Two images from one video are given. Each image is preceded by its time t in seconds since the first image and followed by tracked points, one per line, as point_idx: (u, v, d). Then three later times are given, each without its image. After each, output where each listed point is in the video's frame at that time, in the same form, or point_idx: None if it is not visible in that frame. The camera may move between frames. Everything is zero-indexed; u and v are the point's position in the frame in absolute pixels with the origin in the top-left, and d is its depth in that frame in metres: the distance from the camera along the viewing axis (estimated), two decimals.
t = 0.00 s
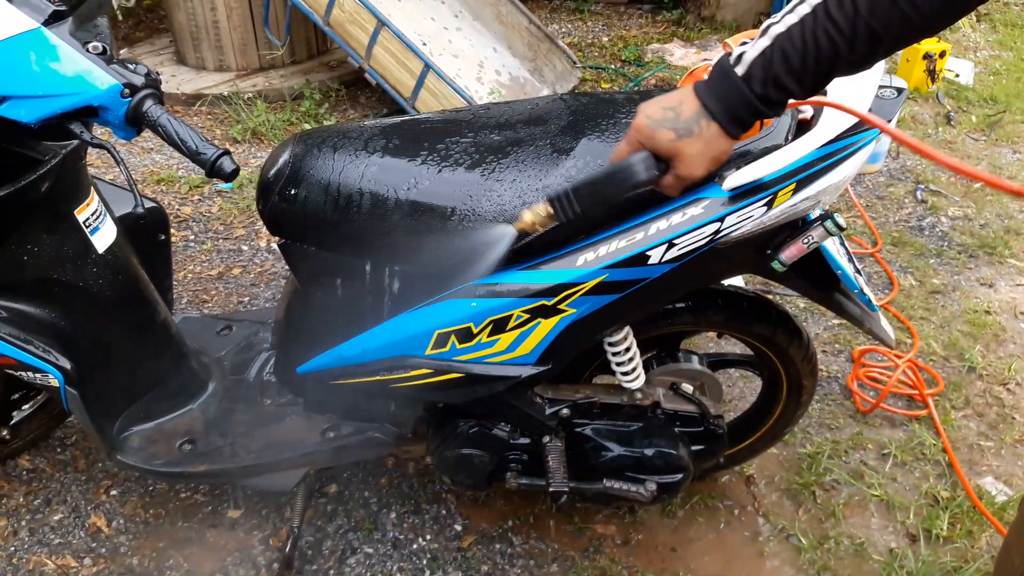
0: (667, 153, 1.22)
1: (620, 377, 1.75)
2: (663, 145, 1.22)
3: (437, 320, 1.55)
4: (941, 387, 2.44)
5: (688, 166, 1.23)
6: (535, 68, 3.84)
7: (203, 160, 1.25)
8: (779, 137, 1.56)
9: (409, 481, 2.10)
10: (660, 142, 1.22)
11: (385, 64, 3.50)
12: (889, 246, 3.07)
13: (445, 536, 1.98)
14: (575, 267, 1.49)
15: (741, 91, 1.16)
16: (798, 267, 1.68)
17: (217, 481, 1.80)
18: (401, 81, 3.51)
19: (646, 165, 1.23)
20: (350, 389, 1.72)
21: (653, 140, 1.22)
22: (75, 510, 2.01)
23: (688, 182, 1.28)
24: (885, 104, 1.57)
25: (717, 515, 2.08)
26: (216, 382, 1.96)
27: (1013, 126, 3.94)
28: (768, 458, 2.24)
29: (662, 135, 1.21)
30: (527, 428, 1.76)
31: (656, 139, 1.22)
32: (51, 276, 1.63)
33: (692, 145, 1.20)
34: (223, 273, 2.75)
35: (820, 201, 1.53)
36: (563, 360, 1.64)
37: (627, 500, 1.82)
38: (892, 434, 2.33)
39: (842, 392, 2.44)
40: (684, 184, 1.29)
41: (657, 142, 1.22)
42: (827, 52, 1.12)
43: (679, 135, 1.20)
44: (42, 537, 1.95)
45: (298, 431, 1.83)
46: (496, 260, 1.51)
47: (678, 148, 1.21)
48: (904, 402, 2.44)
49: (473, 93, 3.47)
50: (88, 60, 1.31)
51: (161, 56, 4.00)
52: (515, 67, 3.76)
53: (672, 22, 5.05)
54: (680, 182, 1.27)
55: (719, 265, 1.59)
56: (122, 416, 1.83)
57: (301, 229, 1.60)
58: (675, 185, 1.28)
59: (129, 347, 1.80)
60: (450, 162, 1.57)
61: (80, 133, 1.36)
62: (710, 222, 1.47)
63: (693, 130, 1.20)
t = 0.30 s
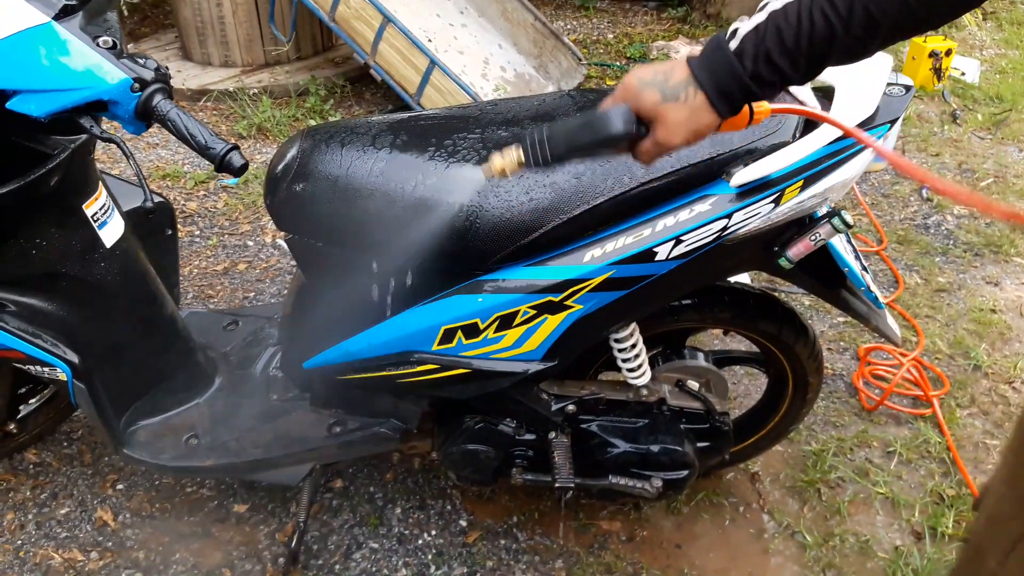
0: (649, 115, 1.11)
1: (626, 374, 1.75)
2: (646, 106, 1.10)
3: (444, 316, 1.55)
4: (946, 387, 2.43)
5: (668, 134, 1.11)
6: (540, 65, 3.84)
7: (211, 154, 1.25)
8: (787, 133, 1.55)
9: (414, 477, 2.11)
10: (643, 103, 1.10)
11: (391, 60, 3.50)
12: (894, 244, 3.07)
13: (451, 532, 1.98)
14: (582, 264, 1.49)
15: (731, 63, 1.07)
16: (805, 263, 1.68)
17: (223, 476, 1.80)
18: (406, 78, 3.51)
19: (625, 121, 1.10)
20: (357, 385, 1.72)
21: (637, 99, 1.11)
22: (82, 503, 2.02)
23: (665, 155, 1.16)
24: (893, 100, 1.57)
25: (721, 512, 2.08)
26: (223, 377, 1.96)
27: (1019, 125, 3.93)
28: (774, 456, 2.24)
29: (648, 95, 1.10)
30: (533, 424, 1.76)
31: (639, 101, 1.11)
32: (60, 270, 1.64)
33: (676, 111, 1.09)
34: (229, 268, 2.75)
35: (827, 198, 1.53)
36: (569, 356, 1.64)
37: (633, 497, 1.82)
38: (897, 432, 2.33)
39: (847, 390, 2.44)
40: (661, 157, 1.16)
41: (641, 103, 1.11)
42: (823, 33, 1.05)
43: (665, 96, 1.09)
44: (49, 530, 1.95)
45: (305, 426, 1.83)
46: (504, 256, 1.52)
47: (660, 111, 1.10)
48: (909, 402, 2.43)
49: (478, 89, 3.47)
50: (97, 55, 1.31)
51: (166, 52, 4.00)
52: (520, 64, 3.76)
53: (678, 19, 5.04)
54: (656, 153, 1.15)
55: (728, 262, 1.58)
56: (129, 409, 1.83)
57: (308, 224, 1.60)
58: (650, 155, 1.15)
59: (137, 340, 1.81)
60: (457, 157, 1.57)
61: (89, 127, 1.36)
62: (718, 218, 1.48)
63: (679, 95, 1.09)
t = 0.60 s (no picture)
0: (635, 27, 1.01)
1: (637, 369, 1.75)
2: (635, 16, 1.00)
3: (455, 311, 1.56)
4: (956, 383, 2.42)
5: (652, 50, 1.01)
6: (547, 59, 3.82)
7: (225, 149, 1.25)
8: (800, 126, 1.53)
9: (424, 471, 2.11)
10: (632, 12, 1.00)
11: (398, 56, 3.50)
12: (903, 239, 3.05)
13: (461, 526, 1.99)
14: (593, 258, 1.50)
15: None
16: (816, 258, 1.68)
17: (235, 470, 1.80)
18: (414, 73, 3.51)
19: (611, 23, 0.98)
20: (368, 379, 1.73)
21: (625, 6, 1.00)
22: (94, 498, 2.03)
23: (643, 79, 1.04)
24: (906, 95, 1.55)
25: (732, 507, 2.08)
26: (234, 372, 1.97)
27: None
28: (784, 451, 2.23)
29: (637, 5, 1.00)
30: (544, 419, 1.76)
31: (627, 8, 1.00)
32: (72, 265, 1.65)
33: (666, 26, 1.00)
34: (238, 264, 2.76)
35: (839, 192, 1.52)
36: (580, 351, 1.64)
37: (643, 492, 1.81)
38: (907, 427, 2.32)
39: (857, 385, 2.44)
40: (638, 82, 1.04)
41: (629, 10, 1.00)
42: None
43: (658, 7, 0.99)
44: (61, 524, 1.96)
45: (315, 421, 1.83)
46: (515, 251, 1.51)
47: (649, 23, 1.00)
48: (919, 398, 2.42)
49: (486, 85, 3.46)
50: (111, 50, 1.32)
51: (174, 49, 4.01)
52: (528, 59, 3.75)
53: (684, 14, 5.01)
54: (635, 73, 1.03)
55: (740, 257, 1.58)
56: (141, 404, 1.84)
57: (320, 220, 1.60)
58: (628, 75, 1.03)
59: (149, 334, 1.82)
60: (468, 153, 1.55)
61: (102, 122, 1.38)
62: (730, 213, 1.48)
63: (672, 11, 1.00)
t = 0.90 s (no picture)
0: None
1: (655, 370, 1.75)
2: None
3: (475, 311, 1.56)
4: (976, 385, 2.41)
5: None
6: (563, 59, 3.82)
7: (250, 150, 1.26)
8: (821, 128, 1.52)
9: (441, 470, 2.12)
10: None
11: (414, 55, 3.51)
12: (922, 240, 3.03)
13: (478, 526, 1.99)
14: (613, 259, 1.50)
15: None
16: (837, 260, 1.67)
17: (254, 467, 1.82)
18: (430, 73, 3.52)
19: None
20: (388, 378, 1.73)
21: None
22: (114, 494, 2.04)
23: (617, 56, 1.27)
24: (928, 95, 1.54)
25: (750, 509, 2.07)
26: (253, 370, 1.98)
27: None
28: (802, 453, 2.23)
29: None
30: (562, 419, 1.76)
31: None
32: (95, 261, 1.67)
33: None
34: (256, 262, 2.77)
35: (860, 194, 1.52)
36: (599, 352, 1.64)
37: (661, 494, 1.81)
38: (926, 430, 2.31)
39: (875, 387, 2.43)
40: (614, 59, 1.27)
41: None
42: None
43: None
44: (82, 520, 1.98)
45: (334, 419, 1.84)
46: (535, 251, 1.51)
47: None
48: (939, 400, 2.40)
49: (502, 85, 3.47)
50: (137, 50, 1.34)
51: (191, 48, 4.04)
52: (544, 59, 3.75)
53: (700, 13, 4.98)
54: (608, 51, 1.26)
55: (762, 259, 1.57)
56: (162, 402, 1.86)
57: (341, 221, 1.60)
58: (602, 54, 1.27)
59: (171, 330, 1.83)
60: (488, 153, 1.56)
61: (127, 122, 1.39)
62: (751, 214, 1.48)
63: None
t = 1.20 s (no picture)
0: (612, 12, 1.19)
1: (688, 377, 1.75)
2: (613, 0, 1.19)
3: (509, 314, 1.58)
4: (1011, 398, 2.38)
5: (627, 38, 1.18)
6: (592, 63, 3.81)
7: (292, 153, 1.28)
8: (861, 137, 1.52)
9: (470, 473, 2.12)
10: None
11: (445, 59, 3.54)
12: (956, 250, 3.00)
13: (506, 529, 2.00)
14: (648, 265, 1.50)
15: None
16: (875, 269, 1.66)
17: (285, 466, 1.84)
18: (459, 77, 3.53)
19: None
20: (420, 380, 1.74)
21: None
22: (147, 489, 2.08)
23: (617, 68, 1.20)
24: (970, 105, 1.53)
25: (780, 519, 2.06)
26: (286, 370, 1.98)
27: None
28: (832, 463, 2.21)
29: None
30: (592, 425, 1.76)
31: None
32: (136, 259, 1.70)
33: (642, 15, 1.17)
34: (287, 262, 2.80)
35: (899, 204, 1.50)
36: (632, 358, 1.64)
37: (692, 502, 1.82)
38: (959, 442, 2.28)
39: (907, 398, 2.40)
40: (614, 72, 1.21)
41: None
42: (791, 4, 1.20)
43: None
44: (116, 514, 2.01)
45: (366, 419, 1.85)
46: (570, 256, 1.52)
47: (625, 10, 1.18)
48: (972, 411, 2.39)
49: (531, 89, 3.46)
50: (183, 55, 1.36)
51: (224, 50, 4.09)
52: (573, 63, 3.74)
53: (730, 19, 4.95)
54: (610, 61, 1.19)
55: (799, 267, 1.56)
56: (197, 398, 1.87)
57: (377, 224, 1.61)
58: (603, 64, 1.20)
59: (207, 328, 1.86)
60: (524, 158, 1.56)
61: (172, 124, 1.42)
62: (788, 222, 1.48)
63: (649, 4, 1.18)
